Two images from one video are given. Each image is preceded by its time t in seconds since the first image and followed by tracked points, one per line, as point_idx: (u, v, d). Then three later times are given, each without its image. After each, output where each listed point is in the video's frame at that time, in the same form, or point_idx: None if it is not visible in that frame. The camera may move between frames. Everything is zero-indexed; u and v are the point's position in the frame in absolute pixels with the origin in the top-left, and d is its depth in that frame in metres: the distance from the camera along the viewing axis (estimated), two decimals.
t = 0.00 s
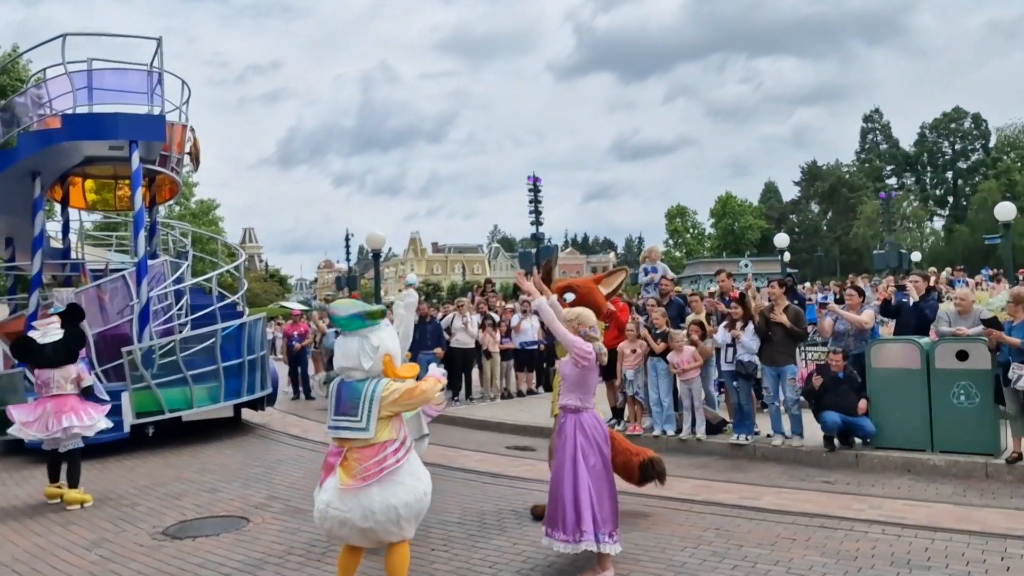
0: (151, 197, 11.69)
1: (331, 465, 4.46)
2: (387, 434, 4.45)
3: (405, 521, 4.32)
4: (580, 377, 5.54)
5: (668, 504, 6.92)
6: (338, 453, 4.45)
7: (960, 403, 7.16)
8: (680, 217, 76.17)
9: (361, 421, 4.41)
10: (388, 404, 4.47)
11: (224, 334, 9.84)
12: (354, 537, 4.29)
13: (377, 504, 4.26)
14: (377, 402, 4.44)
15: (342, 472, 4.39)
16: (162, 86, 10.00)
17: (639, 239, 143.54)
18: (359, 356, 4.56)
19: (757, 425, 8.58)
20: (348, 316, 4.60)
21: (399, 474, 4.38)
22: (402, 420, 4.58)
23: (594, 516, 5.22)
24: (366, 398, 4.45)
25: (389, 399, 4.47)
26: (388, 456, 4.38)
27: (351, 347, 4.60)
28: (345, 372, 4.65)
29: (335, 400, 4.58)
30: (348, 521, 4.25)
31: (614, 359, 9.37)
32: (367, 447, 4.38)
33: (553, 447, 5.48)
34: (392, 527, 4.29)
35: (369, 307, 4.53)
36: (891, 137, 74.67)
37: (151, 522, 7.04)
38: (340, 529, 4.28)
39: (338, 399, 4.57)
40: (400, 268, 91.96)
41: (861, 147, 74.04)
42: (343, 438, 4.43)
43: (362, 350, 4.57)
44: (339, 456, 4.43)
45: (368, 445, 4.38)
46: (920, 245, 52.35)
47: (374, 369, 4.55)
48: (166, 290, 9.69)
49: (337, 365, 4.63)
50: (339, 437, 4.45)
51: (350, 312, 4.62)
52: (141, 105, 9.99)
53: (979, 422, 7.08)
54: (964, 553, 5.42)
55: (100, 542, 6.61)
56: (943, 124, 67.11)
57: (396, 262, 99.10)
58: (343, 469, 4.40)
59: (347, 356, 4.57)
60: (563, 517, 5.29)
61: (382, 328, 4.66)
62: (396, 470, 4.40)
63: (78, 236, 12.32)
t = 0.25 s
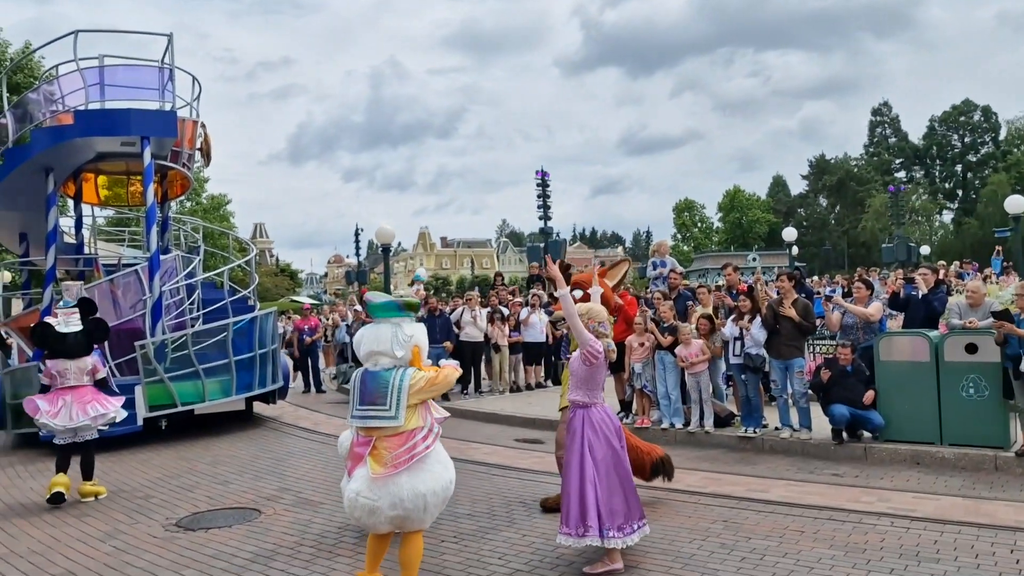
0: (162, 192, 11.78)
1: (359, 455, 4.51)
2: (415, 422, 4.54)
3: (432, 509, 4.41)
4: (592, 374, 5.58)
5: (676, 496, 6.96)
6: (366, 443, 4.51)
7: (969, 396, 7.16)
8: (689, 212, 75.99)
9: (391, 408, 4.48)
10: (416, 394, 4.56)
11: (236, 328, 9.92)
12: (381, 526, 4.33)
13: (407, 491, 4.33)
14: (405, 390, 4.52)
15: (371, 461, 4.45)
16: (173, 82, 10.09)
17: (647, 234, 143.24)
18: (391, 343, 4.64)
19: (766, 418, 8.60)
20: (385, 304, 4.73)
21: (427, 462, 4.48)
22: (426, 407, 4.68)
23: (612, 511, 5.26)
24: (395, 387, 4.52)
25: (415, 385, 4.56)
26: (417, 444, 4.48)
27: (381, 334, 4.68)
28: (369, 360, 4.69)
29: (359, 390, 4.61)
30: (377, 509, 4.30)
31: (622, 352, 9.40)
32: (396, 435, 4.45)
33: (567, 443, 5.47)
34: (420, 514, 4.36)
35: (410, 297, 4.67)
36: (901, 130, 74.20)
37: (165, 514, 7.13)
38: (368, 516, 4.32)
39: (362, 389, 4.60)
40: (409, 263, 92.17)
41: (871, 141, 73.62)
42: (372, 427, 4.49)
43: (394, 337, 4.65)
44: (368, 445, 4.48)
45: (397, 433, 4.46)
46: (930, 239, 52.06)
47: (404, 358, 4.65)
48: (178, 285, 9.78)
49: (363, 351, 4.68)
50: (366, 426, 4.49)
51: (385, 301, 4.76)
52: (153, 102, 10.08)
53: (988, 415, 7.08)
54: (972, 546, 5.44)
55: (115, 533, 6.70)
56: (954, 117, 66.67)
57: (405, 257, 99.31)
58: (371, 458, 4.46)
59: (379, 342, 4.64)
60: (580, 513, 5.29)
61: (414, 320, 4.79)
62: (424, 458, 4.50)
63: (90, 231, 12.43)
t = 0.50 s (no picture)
0: (174, 190, 11.86)
1: (373, 447, 4.53)
2: (430, 416, 4.61)
3: (445, 501, 4.48)
4: (602, 372, 5.59)
5: (686, 491, 6.97)
6: (380, 435, 4.53)
7: (980, 392, 7.13)
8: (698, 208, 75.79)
9: (408, 402, 4.53)
10: (432, 388, 4.63)
11: (247, 325, 9.98)
12: (395, 517, 4.36)
13: (424, 483, 4.39)
14: (422, 384, 4.57)
15: (386, 453, 4.48)
16: (184, 80, 10.16)
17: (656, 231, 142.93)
18: (407, 338, 4.68)
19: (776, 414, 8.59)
20: (400, 298, 4.74)
21: (441, 455, 4.55)
22: (437, 402, 4.76)
23: (618, 508, 5.27)
24: (413, 381, 4.57)
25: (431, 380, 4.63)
26: (432, 437, 4.54)
27: (397, 329, 4.71)
28: (384, 353, 4.72)
29: (375, 384, 4.65)
30: (393, 500, 4.34)
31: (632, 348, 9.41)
32: (413, 428, 4.51)
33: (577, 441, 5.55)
34: (434, 506, 4.43)
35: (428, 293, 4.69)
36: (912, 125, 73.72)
37: (177, 508, 7.19)
38: (383, 508, 4.34)
39: (378, 383, 4.64)
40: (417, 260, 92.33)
41: (881, 136, 73.19)
42: (388, 420, 4.54)
43: (410, 332, 4.70)
44: (382, 438, 4.52)
45: (414, 427, 4.52)
46: (941, 235, 51.75)
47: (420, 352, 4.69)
48: (190, 281, 9.83)
49: (377, 346, 4.71)
50: (382, 418, 4.54)
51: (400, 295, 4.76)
52: (164, 99, 10.15)
53: (1000, 411, 7.05)
54: (982, 542, 5.43)
55: (128, 528, 6.77)
56: (965, 112, 66.21)
57: (414, 254, 99.49)
58: (387, 450, 4.49)
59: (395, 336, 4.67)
60: (589, 509, 5.39)
61: (427, 314, 4.82)
62: (438, 451, 4.56)
63: (102, 228, 12.52)
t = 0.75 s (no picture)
0: (190, 186, 11.93)
1: (391, 440, 4.53)
2: (447, 409, 4.67)
3: (462, 494, 4.54)
4: (616, 370, 5.59)
5: (701, 488, 6.95)
6: (399, 429, 4.54)
7: (999, 390, 7.08)
8: (712, 205, 75.48)
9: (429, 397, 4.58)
10: (450, 382, 4.69)
11: (263, 320, 10.03)
12: (415, 509, 4.37)
13: (444, 475, 4.44)
14: (441, 379, 4.63)
15: (406, 446, 4.50)
16: (200, 77, 10.20)
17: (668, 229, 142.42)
18: (425, 335, 4.69)
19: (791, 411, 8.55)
20: (412, 295, 4.71)
21: (458, 448, 4.61)
22: (451, 396, 4.81)
23: (632, 506, 5.26)
24: (432, 376, 4.61)
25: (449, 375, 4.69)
26: (451, 430, 4.60)
27: (413, 325, 4.70)
28: (399, 349, 4.73)
29: (391, 379, 4.65)
30: (415, 492, 4.35)
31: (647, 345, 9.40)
32: (433, 422, 4.56)
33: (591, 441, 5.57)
34: (451, 499, 4.48)
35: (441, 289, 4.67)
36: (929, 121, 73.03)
37: (193, 502, 7.24)
38: (404, 499, 4.34)
39: (393, 378, 4.64)
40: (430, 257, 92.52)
41: (898, 132, 72.55)
42: (408, 415, 4.56)
43: (427, 328, 4.71)
44: (402, 431, 4.53)
45: (434, 420, 4.57)
46: (958, 231, 51.26)
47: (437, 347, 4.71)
48: (205, 277, 9.89)
49: (392, 342, 4.71)
50: (402, 413, 4.56)
51: (412, 290, 4.73)
52: (180, 96, 10.20)
53: (1018, 409, 6.99)
54: (1001, 541, 5.39)
55: (145, 521, 6.82)
56: (983, 108, 65.53)
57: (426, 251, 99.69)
58: (406, 443, 4.51)
59: (412, 333, 4.67)
60: (608, 507, 5.43)
61: (439, 307, 4.81)
62: (455, 444, 4.62)
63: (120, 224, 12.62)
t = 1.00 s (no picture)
0: (208, 181, 12.02)
1: (412, 434, 4.53)
2: (466, 403, 4.70)
3: (480, 486, 4.58)
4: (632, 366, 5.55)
5: (718, 485, 6.93)
6: (420, 423, 4.55)
7: (1019, 388, 7.00)
8: (728, 201, 75.06)
9: (449, 392, 4.61)
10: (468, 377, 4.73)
11: (280, 315, 10.09)
12: (437, 502, 4.39)
13: (465, 468, 4.47)
14: (461, 374, 4.69)
15: (427, 439, 4.50)
16: (217, 73, 10.32)
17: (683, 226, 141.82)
18: (441, 334, 4.71)
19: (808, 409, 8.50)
20: (424, 296, 4.70)
21: (477, 440, 4.64)
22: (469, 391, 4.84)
23: (647, 503, 5.27)
24: (451, 371, 4.65)
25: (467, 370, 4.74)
26: (470, 423, 4.63)
27: (429, 326, 4.71)
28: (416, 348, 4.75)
29: (410, 374, 4.68)
30: (437, 485, 4.37)
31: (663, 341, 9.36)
32: (454, 415, 4.58)
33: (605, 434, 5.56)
34: (470, 492, 4.52)
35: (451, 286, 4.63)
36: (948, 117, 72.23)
37: (211, 496, 7.30)
38: (427, 491, 4.35)
39: (412, 374, 4.68)
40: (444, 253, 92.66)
41: (917, 128, 71.80)
42: (428, 409, 4.58)
43: (443, 326, 4.72)
44: (423, 425, 4.53)
45: (454, 414, 4.59)
46: (977, 228, 50.69)
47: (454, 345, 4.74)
48: (223, 272, 9.95)
49: (408, 343, 4.73)
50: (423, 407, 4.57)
51: (423, 291, 4.72)
52: (197, 92, 10.31)
53: None
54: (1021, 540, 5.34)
55: (164, 514, 6.88)
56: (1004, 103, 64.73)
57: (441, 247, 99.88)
58: (428, 437, 4.51)
59: (429, 335, 4.69)
60: (621, 502, 5.42)
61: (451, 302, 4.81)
62: (474, 437, 4.65)
63: (138, 220, 12.74)
